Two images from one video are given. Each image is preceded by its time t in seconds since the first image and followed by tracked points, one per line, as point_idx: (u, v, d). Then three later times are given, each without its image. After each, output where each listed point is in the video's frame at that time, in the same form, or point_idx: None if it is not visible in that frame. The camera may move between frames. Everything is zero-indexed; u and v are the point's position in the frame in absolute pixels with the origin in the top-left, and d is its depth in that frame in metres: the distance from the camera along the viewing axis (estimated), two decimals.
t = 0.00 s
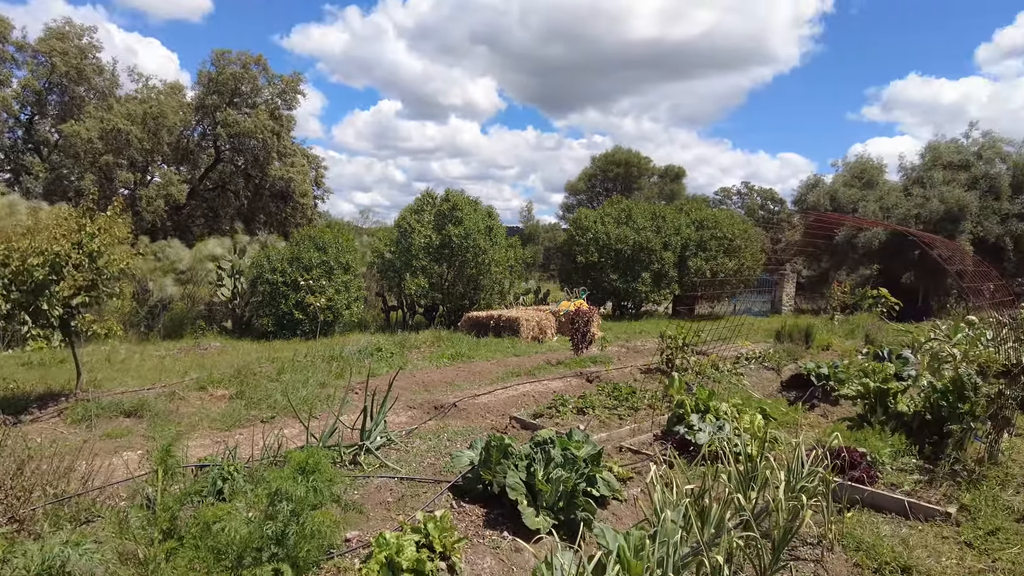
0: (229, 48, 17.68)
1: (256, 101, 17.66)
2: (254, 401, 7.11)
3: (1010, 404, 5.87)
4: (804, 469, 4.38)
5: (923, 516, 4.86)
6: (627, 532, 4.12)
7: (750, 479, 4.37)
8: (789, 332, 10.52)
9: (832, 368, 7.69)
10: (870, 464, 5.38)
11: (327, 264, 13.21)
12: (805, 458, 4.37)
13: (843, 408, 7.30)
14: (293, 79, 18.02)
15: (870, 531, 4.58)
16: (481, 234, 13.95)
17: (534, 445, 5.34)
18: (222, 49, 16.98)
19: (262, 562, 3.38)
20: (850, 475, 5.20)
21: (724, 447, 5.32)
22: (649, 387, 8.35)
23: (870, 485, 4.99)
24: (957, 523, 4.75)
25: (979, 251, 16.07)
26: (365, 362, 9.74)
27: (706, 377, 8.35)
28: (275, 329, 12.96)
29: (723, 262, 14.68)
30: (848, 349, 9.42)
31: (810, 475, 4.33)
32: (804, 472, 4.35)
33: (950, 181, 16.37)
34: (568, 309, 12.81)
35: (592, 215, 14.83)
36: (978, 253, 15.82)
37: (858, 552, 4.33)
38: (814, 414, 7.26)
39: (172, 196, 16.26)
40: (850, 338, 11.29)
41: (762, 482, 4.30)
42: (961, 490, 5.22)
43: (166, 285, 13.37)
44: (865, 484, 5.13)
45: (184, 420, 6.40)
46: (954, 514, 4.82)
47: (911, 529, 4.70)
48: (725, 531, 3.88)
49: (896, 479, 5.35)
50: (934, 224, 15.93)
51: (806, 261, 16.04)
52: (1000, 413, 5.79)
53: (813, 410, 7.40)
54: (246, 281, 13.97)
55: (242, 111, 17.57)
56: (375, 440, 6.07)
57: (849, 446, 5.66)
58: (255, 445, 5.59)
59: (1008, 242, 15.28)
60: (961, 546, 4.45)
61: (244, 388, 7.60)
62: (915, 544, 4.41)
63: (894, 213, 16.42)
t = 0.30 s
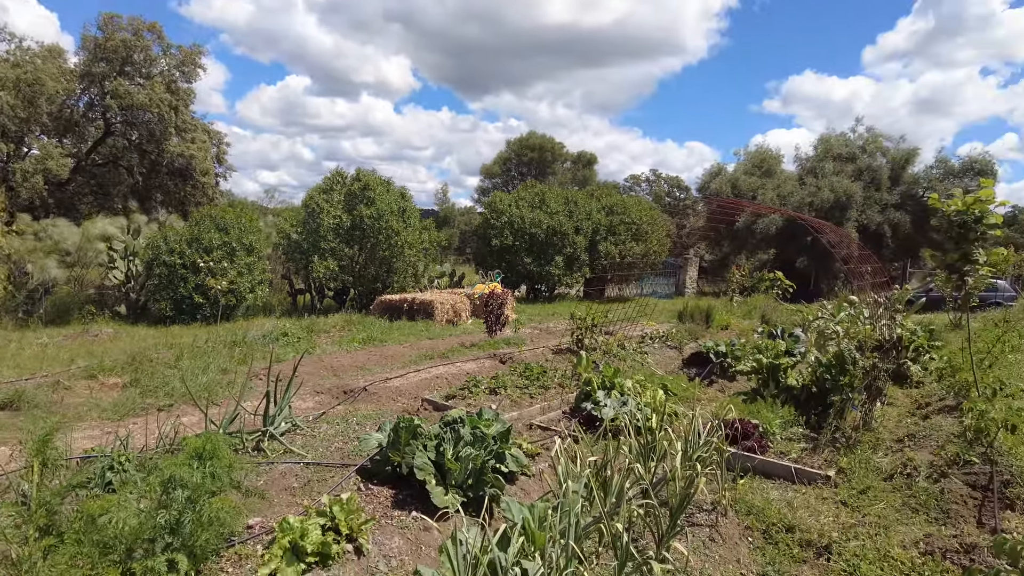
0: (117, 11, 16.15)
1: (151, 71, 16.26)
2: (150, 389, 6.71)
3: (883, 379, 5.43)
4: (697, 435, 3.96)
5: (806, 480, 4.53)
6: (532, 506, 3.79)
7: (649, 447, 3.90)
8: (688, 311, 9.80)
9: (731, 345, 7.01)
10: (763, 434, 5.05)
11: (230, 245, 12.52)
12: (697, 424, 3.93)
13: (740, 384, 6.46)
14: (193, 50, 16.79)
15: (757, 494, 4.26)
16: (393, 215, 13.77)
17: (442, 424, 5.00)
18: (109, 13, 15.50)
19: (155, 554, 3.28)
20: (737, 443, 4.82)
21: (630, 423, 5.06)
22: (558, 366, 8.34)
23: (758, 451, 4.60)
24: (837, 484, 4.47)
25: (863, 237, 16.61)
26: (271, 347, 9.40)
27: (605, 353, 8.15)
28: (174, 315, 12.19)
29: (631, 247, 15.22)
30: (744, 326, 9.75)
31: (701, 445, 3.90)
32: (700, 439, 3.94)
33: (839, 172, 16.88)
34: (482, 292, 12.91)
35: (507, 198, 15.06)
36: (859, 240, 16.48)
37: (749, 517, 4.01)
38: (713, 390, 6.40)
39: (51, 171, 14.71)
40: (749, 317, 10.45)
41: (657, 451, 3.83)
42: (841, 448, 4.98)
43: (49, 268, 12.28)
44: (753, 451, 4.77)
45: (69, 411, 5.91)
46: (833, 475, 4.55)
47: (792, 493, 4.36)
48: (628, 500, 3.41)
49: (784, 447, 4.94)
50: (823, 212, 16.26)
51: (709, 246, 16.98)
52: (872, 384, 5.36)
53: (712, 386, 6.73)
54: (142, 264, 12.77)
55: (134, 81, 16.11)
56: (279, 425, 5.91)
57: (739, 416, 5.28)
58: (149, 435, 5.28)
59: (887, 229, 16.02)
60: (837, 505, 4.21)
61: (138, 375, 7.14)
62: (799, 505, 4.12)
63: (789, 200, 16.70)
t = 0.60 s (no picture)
0: None
1: (8, 15, 14.27)
2: (16, 368, 6.02)
3: (769, 340, 4.85)
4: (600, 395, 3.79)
5: (699, 438, 3.92)
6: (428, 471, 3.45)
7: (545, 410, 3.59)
8: (593, 280, 10.06)
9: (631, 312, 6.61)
10: (658, 395, 4.41)
11: (114, 213, 11.35)
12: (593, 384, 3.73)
13: (636, 348, 6.40)
14: None
15: (655, 453, 3.75)
16: (293, 181, 12.97)
17: (340, 396, 4.74)
18: None
19: (11, 546, 3.03)
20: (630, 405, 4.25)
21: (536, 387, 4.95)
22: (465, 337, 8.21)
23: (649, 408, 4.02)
24: (727, 441, 3.84)
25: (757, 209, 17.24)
26: (161, 321, 8.69)
27: (508, 320, 8.21)
28: (49, 289, 10.94)
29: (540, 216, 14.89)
30: (645, 295, 10.16)
31: (596, 408, 3.65)
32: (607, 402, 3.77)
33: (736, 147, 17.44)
34: (388, 262, 12.57)
35: (414, 165, 14.96)
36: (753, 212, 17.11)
37: (644, 474, 3.53)
38: (612, 354, 6.17)
39: None
40: (651, 285, 10.82)
41: (556, 412, 3.56)
42: (730, 401, 4.34)
43: None
44: (648, 412, 4.19)
45: None
46: (725, 432, 3.92)
47: (684, 450, 3.78)
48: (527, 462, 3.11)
49: (678, 406, 4.35)
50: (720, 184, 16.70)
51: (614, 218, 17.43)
52: (760, 345, 4.73)
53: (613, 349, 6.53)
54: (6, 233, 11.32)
55: None
56: (166, 403, 5.51)
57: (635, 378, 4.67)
58: (16, 418, 4.75)
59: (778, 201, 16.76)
60: (722, 458, 3.61)
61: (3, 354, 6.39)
62: (691, 460, 3.61)
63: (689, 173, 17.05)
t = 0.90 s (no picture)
0: None
1: None
2: None
3: (688, 298, 4.85)
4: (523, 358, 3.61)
5: (617, 398, 3.90)
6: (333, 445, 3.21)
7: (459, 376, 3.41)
8: (519, 245, 9.88)
9: (555, 274, 6.49)
10: (578, 356, 4.36)
11: None
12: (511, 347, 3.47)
13: (559, 313, 6.35)
14: None
15: (576, 415, 3.66)
16: (202, 145, 11.76)
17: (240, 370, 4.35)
18: None
19: None
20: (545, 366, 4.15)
21: (455, 353, 4.77)
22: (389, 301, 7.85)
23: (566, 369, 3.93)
24: (645, 400, 3.83)
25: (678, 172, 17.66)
26: (54, 299, 7.84)
27: (430, 288, 7.81)
28: None
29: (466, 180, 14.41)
30: (570, 258, 10.17)
31: (510, 374, 3.41)
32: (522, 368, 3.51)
33: (658, 110, 17.45)
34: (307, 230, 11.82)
35: (331, 128, 14.19)
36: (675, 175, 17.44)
37: (562, 437, 3.43)
38: (537, 319, 6.05)
39: None
40: (577, 249, 10.85)
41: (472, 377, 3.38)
42: (649, 359, 4.33)
43: None
44: (567, 374, 4.13)
45: None
46: (644, 390, 3.92)
47: (603, 410, 3.75)
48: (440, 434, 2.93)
49: (597, 367, 4.31)
50: (643, 148, 16.73)
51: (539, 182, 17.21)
52: (677, 304, 4.69)
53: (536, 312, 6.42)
54: None
55: None
56: (50, 386, 4.89)
57: (556, 341, 4.57)
58: None
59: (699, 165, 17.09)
60: (641, 416, 3.59)
61: None
62: (610, 420, 3.56)
63: (613, 137, 16.89)
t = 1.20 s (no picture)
0: None
1: None
2: None
3: (623, 281, 4.78)
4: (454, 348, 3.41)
5: (553, 385, 3.76)
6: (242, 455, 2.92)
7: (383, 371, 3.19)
8: (456, 232, 9.60)
9: (492, 260, 6.30)
10: (514, 344, 4.19)
11: None
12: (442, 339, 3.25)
13: (497, 300, 6.18)
14: None
15: (510, 405, 3.49)
16: (118, 135, 10.78)
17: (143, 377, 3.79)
18: None
19: None
20: (476, 357, 3.98)
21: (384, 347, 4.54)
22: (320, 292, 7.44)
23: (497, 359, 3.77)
24: (581, 386, 3.72)
25: (615, 154, 17.80)
26: None
27: (363, 279, 7.47)
28: None
29: (401, 165, 13.92)
30: (509, 244, 10.01)
31: (441, 366, 3.18)
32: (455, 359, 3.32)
33: (594, 92, 17.42)
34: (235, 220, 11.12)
35: (258, 113, 13.40)
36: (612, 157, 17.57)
37: (496, 429, 3.24)
38: (474, 307, 5.87)
39: None
40: (516, 233, 10.72)
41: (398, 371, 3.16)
42: (585, 345, 4.22)
43: None
44: (502, 362, 3.95)
45: None
46: (579, 376, 3.81)
47: (538, 399, 3.59)
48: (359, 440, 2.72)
49: (534, 354, 4.16)
50: (580, 131, 16.66)
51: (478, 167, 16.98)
52: (612, 287, 4.52)
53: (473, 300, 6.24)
54: None
55: None
56: None
57: (490, 330, 4.37)
58: None
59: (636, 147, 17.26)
60: (577, 404, 3.46)
61: None
62: (545, 410, 3.40)
63: (550, 120, 16.74)
